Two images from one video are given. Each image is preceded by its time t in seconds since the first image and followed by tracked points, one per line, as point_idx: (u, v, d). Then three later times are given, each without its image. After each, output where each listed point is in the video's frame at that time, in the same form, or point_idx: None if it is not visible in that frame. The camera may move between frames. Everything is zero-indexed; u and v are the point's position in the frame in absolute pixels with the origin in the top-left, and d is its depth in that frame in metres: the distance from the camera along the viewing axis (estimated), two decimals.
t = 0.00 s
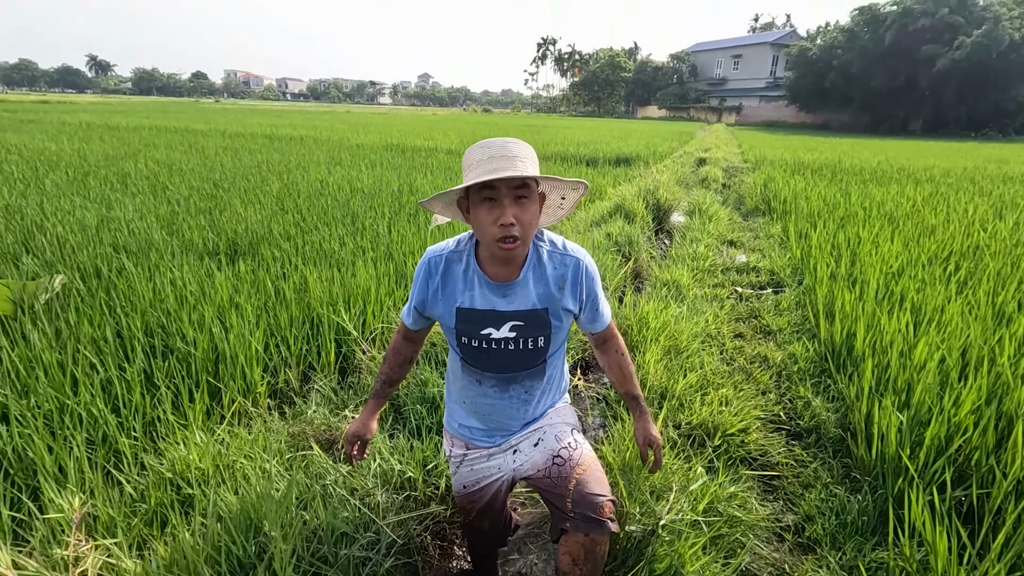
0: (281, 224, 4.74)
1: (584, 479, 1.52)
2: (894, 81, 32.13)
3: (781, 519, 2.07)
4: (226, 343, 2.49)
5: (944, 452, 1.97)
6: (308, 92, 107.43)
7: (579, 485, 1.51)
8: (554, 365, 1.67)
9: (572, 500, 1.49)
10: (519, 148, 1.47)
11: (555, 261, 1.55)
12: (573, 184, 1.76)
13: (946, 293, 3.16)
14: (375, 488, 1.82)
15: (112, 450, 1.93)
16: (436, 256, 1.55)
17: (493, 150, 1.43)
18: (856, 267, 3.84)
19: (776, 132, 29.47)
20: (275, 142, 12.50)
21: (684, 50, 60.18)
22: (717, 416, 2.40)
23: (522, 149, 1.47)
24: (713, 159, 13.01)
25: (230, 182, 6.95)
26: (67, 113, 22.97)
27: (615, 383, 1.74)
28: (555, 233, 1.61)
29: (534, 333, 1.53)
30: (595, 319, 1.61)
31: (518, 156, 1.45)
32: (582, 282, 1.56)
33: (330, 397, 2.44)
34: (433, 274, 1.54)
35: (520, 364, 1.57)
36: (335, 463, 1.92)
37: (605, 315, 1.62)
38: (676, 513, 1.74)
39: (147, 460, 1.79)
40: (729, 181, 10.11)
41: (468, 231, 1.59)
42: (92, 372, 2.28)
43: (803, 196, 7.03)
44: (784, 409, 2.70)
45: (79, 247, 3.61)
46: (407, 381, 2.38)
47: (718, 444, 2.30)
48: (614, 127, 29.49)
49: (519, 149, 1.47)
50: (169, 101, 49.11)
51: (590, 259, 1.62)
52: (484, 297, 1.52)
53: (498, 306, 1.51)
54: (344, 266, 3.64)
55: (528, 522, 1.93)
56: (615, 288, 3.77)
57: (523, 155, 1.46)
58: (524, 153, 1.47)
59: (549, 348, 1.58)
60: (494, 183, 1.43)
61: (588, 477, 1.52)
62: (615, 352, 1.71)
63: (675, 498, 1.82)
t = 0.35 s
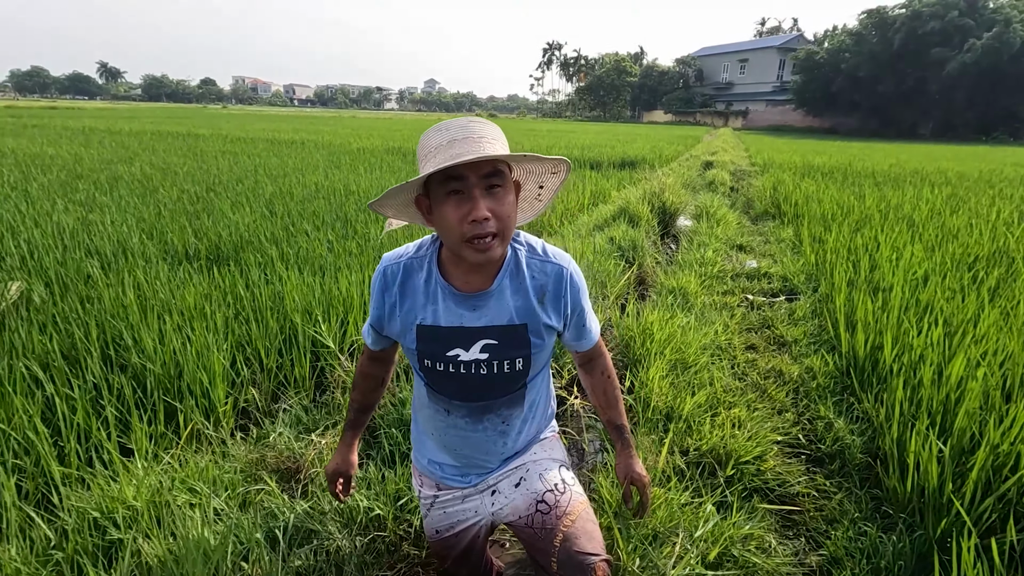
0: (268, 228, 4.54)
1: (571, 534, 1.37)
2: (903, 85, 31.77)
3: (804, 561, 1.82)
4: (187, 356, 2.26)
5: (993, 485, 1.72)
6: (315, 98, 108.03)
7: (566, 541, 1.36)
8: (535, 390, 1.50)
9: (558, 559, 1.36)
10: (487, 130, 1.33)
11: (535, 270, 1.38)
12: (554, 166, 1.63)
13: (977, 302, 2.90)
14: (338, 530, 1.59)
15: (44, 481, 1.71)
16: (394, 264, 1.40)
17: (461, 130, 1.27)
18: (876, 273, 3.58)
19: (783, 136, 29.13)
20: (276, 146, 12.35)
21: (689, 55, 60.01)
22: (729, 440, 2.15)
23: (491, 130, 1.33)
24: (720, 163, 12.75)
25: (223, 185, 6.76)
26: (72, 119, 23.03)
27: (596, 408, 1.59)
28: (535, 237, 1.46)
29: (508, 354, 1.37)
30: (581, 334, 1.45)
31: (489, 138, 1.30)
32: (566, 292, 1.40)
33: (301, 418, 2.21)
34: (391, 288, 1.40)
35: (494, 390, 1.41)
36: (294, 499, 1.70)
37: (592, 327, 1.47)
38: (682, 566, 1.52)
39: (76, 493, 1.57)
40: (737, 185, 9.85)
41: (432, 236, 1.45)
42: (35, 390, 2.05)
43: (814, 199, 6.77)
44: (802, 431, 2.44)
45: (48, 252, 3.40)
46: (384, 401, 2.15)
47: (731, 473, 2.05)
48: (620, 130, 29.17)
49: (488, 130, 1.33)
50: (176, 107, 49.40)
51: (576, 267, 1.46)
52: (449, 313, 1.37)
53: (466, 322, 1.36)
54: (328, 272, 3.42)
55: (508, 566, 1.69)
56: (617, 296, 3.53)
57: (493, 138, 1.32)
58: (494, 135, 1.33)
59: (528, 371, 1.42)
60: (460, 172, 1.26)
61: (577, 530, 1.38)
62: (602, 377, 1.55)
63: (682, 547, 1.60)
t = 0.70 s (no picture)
0: (261, 225, 4.40)
1: (564, 565, 1.21)
2: (909, 84, 31.54)
3: None
4: (163, 358, 2.13)
5: None
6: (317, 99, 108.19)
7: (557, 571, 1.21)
8: (527, 395, 1.37)
9: None
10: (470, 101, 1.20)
11: (526, 261, 1.25)
12: (545, 153, 1.49)
13: (1001, 301, 2.75)
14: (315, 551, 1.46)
15: None
16: (360, 258, 1.27)
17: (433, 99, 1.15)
18: (892, 271, 3.43)
19: (787, 136, 28.92)
20: (275, 144, 12.23)
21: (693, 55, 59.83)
22: (743, 448, 2.00)
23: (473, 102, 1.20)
24: (725, 161, 12.59)
25: (218, 182, 6.63)
26: (72, 119, 23.02)
27: (593, 405, 1.43)
28: (523, 225, 1.33)
29: (495, 357, 1.23)
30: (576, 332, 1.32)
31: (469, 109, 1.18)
32: (561, 287, 1.26)
33: (283, 424, 2.07)
34: (360, 284, 1.26)
35: (480, 398, 1.27)
36: (270, 516, 1.56)
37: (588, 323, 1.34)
38: None
39: (30, 510, 1.43)
40: (742, 183, 9.70)
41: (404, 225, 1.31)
42: None
43: (823, 197, 6.62)
44: (819, 438, 2.29)
45: (29, 248, 3.28)
46: (371, 405, 2.01)
47: (745, 484, 1.90)
48: (622, 130, 29.03)
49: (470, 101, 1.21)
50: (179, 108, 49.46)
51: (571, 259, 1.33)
52: (426, 312, 1.22)
53: (447, 322, 1.22)
54: (319, 270, 3.28)
55: None
56: (621, 294, 3.38)
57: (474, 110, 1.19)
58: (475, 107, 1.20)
59: (518, 376, 1.29)
60: (428, 153, 1.13)
61: (570, 561, 1.22)
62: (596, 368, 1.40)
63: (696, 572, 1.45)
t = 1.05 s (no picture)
0: (265, 218, 4.39)
1: (584, 561, 1.23)
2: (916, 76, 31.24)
3: None
4: (169, 353, 2.14)
5: None
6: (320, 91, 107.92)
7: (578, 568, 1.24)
8: (537, 388, 1.37)
9: None
10: (407, 128, 1.09)
11: (526, 256, 1.25)
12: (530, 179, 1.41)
13: (1010, 297, 2.72)
14: (322, 547, 1.47)
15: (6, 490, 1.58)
16: (356, 269, 1.25)
17: (362, 157, 1.09)
18: (899, 266, 3.40)
19: (792, 128, 28.72)
20: (279, 137, 12.21)
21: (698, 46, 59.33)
22: (748, 445, 1.99)
23: (410, 128, 1.09)
24: (730, 154, 12.51)
25: (222, 176, 6.63)
26: (76, 111, 23.06)
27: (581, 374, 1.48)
28: (518, 218, 1.32)
29: (505, 356, 1.23)
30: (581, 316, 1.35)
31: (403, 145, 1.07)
32: (563, 276, 1.26)
33: (289, 419, 2.08)
34: (360, 302, 1.25)
35: (491, 396, 1.27)
36: (277, 512, 1.57)
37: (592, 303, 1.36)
38: None
39: (37, 506, 1.43)
40: (747, 176, 9.63)
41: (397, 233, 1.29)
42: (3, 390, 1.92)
43: (829, 190, 6.57)
44: (824, 434, 2.29)
45: (34, 242, 3.29)
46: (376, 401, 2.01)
47: (750, 481, 1.90)
48: (626, 122, 28.87)
49: (406, 127, 1.10)
50: (182, 100, 49.41)
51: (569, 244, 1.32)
52: (432, 317, 1.22)
53: (454, 326, 1.21)
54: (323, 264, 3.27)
55: None
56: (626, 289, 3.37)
57: (412, 137, 1.08)
58: (413, 134, 1.08)
59: (527, 370, 1.29)
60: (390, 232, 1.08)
61: (591, 556, 1.23)
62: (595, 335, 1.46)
63: (700, 570, 1.45)
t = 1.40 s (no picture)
0: (265, 199, 4.40)
1: (597, 493, 1.36)
2: (921, 57, 30.86)
3: (818, 546, 1.73)
4: (176, 330, 2.18)
5: None
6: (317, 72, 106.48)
7: (591, 499, 1.35)
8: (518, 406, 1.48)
9: (582, 515, 1.34)
10: (304, 339, 0.99)
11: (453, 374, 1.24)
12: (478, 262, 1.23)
13: (1002, 277, 2.76)
14: (330, 513, 1.52)
15: (21, 460, 1.63)
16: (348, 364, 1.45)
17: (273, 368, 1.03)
18: (896, 247, 3.43)
19: (795, 110, 28.44)
20: (277, 119, 12.12)
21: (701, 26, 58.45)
22: (741, 419, 2.06)
23: (305, 342, 0.98)
24: (732, 136, 12.42)
25: (221, 157, 6.61)
26: (71, 91, 22.84)
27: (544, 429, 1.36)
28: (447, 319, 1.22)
29: (481, 425, 1.44)
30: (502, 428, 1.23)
31: (305, 365, 0.99)
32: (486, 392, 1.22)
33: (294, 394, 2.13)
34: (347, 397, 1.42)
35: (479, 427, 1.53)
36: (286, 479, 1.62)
37: (525, 415, 1.22)
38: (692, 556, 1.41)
39: (54, 474, 1.48)
40: (748, 158, 9.60)
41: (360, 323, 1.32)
42: (14, 364, 1.96)
43: (829, 172, 6.56)
44: (817, 409, 2.34)
45: (37, 223, 3.31)
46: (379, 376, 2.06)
47: (743, 452, 1.96)
48: (626, 104, 28.66)
49: (303, 339, 0.99)
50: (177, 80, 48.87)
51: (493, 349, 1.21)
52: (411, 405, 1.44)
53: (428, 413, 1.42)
54: (323, 244, 3.29)
55: (516, 548, 1.62)
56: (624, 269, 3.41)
57: (310, 355, 0.99)
58: (310, 350, 0.99)
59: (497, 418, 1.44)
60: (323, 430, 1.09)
61: (603, 487, 1.37)
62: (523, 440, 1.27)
63: (693, 533, 1.51)
